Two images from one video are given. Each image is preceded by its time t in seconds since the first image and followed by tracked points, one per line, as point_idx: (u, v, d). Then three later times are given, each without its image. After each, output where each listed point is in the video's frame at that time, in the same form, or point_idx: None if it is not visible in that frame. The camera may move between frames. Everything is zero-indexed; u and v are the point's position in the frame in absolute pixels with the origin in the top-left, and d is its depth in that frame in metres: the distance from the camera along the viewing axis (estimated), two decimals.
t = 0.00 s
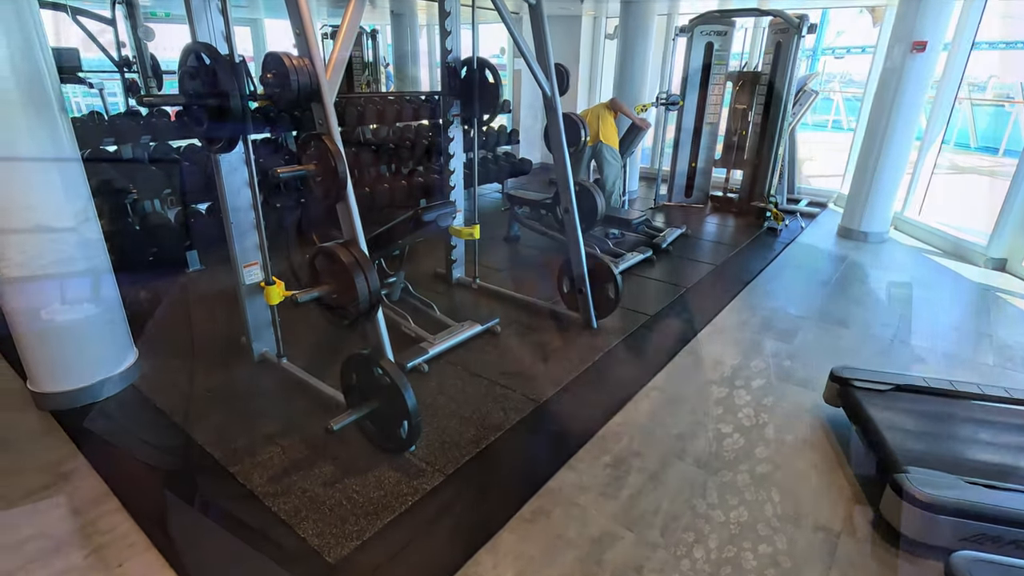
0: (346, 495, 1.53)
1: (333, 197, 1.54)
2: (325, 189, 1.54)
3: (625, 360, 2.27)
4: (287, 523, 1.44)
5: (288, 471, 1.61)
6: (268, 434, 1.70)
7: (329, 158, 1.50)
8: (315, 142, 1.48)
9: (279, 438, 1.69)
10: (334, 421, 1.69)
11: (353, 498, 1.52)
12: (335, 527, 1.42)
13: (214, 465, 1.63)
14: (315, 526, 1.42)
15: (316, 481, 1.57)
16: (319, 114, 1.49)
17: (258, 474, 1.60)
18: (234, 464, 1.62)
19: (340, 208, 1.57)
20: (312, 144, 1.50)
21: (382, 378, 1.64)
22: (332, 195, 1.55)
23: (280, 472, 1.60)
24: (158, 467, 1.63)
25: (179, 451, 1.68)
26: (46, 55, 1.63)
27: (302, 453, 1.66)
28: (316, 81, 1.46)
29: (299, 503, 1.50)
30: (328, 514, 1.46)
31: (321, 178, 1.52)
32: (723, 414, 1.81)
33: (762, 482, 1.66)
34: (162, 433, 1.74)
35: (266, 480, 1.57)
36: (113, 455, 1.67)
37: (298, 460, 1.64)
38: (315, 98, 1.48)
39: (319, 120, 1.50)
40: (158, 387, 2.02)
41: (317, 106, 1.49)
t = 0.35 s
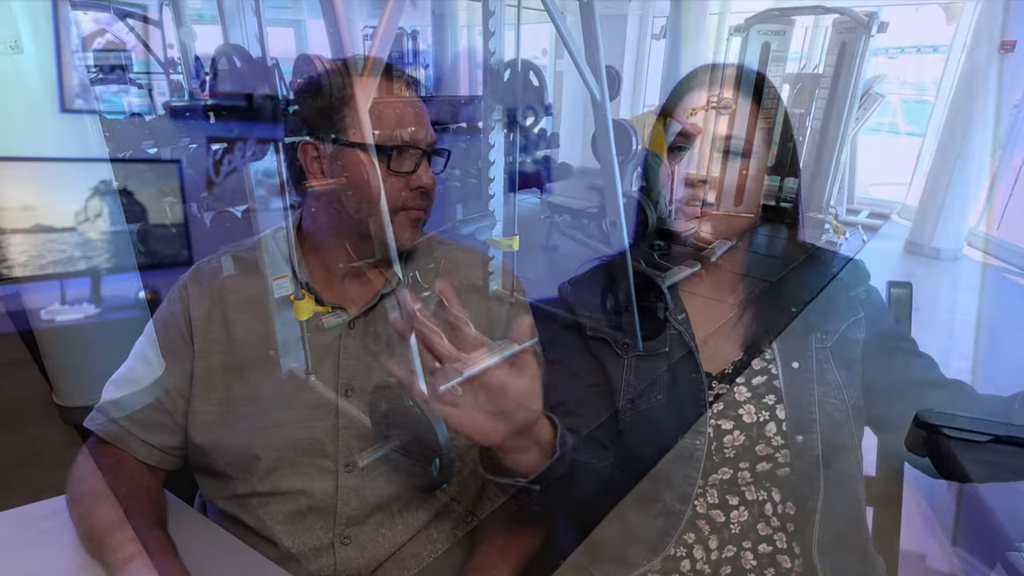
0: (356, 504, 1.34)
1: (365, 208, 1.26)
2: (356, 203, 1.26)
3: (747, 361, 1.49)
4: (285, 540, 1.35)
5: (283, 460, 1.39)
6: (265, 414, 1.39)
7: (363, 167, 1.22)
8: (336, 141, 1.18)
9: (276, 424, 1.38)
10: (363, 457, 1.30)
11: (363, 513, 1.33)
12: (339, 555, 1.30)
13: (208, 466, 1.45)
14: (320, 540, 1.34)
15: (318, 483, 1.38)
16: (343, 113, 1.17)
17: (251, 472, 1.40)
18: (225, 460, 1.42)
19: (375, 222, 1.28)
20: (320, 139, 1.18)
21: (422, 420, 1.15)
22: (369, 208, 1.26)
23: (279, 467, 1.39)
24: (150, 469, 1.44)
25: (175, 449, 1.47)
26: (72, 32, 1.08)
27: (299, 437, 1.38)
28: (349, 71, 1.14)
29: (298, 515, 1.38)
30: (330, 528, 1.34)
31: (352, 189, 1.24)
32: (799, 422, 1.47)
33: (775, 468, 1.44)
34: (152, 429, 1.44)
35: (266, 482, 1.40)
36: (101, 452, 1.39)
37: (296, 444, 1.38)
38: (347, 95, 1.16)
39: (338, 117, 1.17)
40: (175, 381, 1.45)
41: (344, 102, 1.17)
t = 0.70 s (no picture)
0: (358, 503, 1.19)
1: (341, 197, 1.26)
2: (335, 194, 1.26)
3: (752, 362, 1.22)
4: (283, 539, 1.19)
5: (284, 459, 1.19)
6: (262, 411, 1.19)
7: (339, 159, 1.27)
8: (319, 134, 1.29)
9: (275, 423, 1.19)
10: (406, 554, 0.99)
11: (365, 511, 1.19)
12: (338, 555, 1.17)
13: (206, 464, 1.24)
14: (316, 540, 1.18)
15: (318, 484, 1.19)
16: (327, 107, 1.29)
17: (251, 471, 1.20)
18: (224, 461, 1.21)
19: (352, 211, 1.25)
20: (309, 134, 1.30)
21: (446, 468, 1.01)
22: (345, 197, 1.25)
23: (280, 467, 1.19)
24: (150, 469, 1.23)
25: (178, 449, 1.25)
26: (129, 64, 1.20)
27: (297, 436, 1.19)
28: (345, 77, 1.29)
29: (295, 519, 1.19)
30: (329, 526, 1.19)
31: (331, 180, 1.27)
32: (805, 423, 1.18)
33: (778, 469, 1.18)
34: (152, 427, 1.22)
35: (266, 482, 1.19)
36: (99, 452, 1.21)
37: (295, 444, 1.19)
38: (334, 92, 1.29)
39: (323, 112, 1.29)
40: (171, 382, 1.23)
41: (331, 100, 1.29)
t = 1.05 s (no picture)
0: (357, 503, 1.18)
1: (326, 195, 1.26)
2: (321, 192, 1.27)
3: (758, 363, 1.22)
4: (283, 539, 1.19)
5: (284, 459, 1.19)
6: (261, 410, 1.20)
7: (322, 157, 1.27)
8: (305, 133, 1.30)
9: (274, 422, 1.19)
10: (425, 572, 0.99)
11: (365, 511, 1.19)
12: (337, 555, 1.17)
13: (206, 464, 1.24)
14: (315, 540, 1.18)
15: (317, 484, 1.19)
16: (321, 112, 1.28)
17: (251, 471, 1.20)
18: (223, 461, 1.21)
19: (337, 208, 1.25)
20: (297, 133, 1.31)
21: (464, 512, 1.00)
22: (330, 195, 1.26)
23: (279, 467, 1.19)
24: (150, 469, 1.23)
25: (177, 449, 1.25)
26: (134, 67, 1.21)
27: (297, 436, 1.19)
28: (334, 75, 1.29)
29: (294, 519, 1.19)
30: (328, 526, 1.18)
31: (316, 178, 1.28)
32: (813, 425, 1.18)
33: (783, 470, 1.19)
34: (151, 427, 1.22)
35: (265, 482, 1.19)
36: (99, 452, 1.20)
37: (295, 444, 1.19)
38: (321, 91, 1.30)
39: (314, 111, 1.30)
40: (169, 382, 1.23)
41: (317, 99, 1.29)
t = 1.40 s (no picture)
0: (358, 503, 1.18)
1: (326, 200, 1.26)
2: (320, 197, 1.27)
3: (753, 367, 1.21)
4: (283, 539, 1.19)
5: (284, 459, 1.19)
6: (262, 411, 1.19)
7: (322, 161, 1.28)
8: (309, 135, 1.30)
9: (274, 423, 1.19)
10: None
11: (366, 512, 1.19)
12: (338, 555, 1.17)
13: (206, 465, 1.24)
14: (316, 540, 1.18)
15: (318, 484, 1.19)
16: (336, 111, 1.27)
17: (251, 471, 1.20)
18: (224, 461, 1.21)
19: (337, 213, 1.25)
20: (298, 135, 1.31)
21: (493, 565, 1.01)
22: (330, 200, 1.26)
23: (280, 467, 1.19)
24: (150, 470, 1.23)
25: (178, 449, 1.25)
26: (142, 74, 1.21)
27: (297, 436, 1.19)
28: (355, 72, 1.29)
29: (295, 519, 1.19)
30: (328, 526, 1.18)
31: (316, 183, 1.28)
32: (807, 429, 1.18)
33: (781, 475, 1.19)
34: (152, 427, 1.22)
35: (266, 482, 1.19)
36: (99, 452, 1.21)
37: (295, 444, 1.19)
38: (334, 88, 1.28)
39: (331, 107, 1.27)
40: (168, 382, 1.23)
41: (330, 97, 1.28)
